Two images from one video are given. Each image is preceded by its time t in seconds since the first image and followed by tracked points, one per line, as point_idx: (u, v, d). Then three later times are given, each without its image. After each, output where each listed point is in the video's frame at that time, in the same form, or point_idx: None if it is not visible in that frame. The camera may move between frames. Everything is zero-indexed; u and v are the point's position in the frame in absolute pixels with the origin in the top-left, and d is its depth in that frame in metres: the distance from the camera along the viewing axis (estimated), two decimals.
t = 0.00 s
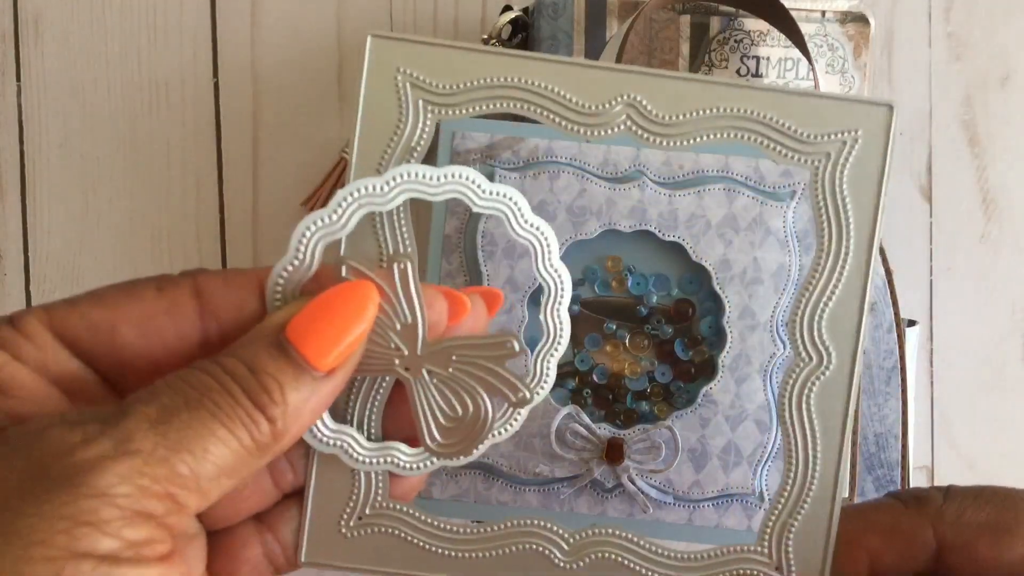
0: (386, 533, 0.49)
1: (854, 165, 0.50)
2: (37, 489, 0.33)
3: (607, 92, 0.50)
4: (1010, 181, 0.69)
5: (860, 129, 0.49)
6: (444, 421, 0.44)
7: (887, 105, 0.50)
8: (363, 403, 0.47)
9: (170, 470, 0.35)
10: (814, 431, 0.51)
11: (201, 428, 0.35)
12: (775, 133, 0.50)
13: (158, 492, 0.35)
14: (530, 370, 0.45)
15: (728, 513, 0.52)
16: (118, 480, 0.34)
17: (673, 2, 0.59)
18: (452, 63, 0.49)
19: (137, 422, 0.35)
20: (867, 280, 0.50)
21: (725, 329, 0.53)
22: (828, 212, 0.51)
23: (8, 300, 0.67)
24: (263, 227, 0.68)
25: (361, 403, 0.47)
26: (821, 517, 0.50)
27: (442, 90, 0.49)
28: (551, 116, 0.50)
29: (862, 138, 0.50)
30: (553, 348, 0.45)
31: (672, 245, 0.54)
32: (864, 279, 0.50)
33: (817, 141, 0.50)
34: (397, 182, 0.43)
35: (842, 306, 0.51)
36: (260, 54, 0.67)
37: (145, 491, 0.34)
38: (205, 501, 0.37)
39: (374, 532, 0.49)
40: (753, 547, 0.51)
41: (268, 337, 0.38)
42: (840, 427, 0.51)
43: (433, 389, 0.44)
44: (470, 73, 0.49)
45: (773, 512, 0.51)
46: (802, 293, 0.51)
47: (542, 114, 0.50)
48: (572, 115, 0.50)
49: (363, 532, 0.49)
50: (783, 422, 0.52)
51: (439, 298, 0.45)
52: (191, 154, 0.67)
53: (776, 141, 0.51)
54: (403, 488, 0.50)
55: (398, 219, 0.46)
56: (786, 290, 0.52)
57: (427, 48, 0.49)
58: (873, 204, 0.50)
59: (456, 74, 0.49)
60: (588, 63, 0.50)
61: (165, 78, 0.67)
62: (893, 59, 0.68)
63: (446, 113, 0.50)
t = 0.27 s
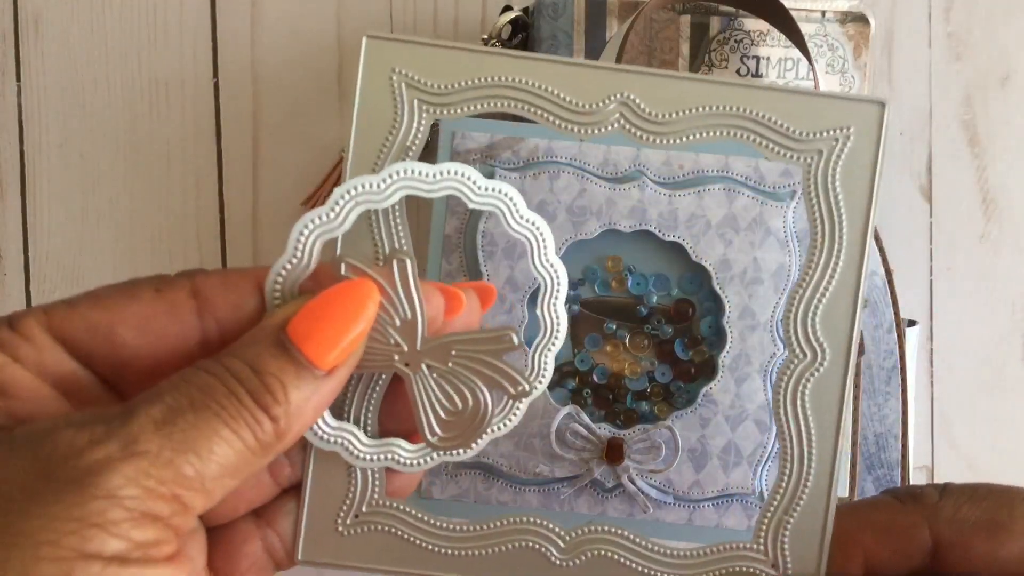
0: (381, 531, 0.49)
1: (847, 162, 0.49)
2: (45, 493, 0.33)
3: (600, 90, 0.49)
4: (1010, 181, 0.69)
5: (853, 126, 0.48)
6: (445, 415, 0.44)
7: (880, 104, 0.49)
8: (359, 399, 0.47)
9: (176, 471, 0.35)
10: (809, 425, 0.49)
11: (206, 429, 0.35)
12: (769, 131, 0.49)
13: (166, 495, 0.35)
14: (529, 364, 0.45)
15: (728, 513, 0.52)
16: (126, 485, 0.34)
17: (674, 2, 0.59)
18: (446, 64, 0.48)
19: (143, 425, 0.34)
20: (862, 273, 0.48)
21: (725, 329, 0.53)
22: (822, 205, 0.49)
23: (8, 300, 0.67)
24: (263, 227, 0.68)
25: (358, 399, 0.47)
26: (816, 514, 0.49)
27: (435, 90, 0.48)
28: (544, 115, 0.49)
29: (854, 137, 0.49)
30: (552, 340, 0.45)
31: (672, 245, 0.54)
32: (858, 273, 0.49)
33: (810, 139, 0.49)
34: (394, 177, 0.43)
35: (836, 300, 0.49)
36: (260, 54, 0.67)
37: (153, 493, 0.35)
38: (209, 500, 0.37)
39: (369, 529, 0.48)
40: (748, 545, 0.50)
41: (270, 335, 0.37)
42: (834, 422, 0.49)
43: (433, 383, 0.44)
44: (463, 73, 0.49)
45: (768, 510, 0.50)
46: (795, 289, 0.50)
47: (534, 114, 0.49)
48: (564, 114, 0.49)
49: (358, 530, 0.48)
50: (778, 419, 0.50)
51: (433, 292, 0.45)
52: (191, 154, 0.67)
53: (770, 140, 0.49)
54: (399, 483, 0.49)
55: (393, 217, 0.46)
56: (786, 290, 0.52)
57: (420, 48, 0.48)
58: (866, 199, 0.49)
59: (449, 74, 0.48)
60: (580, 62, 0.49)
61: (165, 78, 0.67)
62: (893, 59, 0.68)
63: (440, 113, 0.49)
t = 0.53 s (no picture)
0: (376, 528, 0.47)
1: (850, 168, 0.46)
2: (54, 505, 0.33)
3: (604, 89, 0.46)
4: (1010, 181, 0.69)
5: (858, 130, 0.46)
6: (446, 423, 0.44)
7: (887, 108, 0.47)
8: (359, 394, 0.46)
9: (187, 487, 0.35)
10: (808, 431, 0.47)
11: (216, 447, 0.36)
12: (777, 134, 0.47)
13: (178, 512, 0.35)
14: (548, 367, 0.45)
15: (728, 513, 0.52)
16: (141, 503, 0.34)
17: (674, 2, 0.59)
18: (451, 60, 0.46)
19: (157, 441, 0.35)
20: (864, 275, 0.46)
21: (725, 329, 0.53)
22: (825, 211, 0.47)
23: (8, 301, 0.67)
24: (263, 228, 0.68)
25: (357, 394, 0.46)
26: (813, 520, 0.47)
27: (437, 86, 0.46)
28: (548, 114, 0.46)
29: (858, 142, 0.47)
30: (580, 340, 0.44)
31: (672, 245, 0.54)
32: (860, 274, 0.47)
33: (815, 142, 0.46)
34: (399, 180, 0.42)
35: (838, 302, 0.47)
36: (260, 53, 0.67)
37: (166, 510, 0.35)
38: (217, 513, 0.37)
39: (365, 529, 0.47)
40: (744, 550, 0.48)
41: (269, 351, 0.37)
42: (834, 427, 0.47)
43: (436, 395, 0.44)
44: (467, 69, 0.46)
45: (765, 513, 0.47)
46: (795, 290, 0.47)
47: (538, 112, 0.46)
48: (569, 113, 0.46)
49: (354, 529, 0.47)
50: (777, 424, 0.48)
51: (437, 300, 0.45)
52: (191, 155, 0.67)
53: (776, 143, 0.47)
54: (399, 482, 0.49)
55: (396, 220, 0.45)
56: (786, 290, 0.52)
57: (425, 42, 0.46)
58: (870, 203, 0.47)
59: (454, 70, 0.46)
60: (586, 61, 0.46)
61: (165, 78, 0.67)
62: (893, 59, 0.68)
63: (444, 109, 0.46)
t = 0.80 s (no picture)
0: (368, 541, 0.47)
1: (832, 178, 0.46)
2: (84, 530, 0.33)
3: (580, 112, 0.46)
4: (1010, 181, 0.69)
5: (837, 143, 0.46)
6: (426, 444, 0.44)
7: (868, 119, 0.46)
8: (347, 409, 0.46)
9: (200, 510, 0.35)
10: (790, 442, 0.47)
11: (225, 469, 0.35)
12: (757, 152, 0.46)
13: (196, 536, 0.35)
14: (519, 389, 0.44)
15: (728, 512, 0.53)
16: (165, 531, 0.34)
17: (674, 2, 0.59)
18: (428, 86, 0.46)
19: (171, 467, 0.35)
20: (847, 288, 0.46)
21: (725, 329, 0.53)
22: (806, 228, 0.46)
23: (8, 300, 0.67)
24: (262, 228, 0.68)
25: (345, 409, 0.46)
26: (797, 529, 0.47)
27: (413, 112, 0.46)
28: (527, 138, 0.46)
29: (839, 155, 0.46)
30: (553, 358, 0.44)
31: (672, 245, 0.54)
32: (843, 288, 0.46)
33: (795, 156, 0.46)
34: (390, 210, 0.42)
35: (820, 315, 0.46)
36: (260, 54, 0.67)
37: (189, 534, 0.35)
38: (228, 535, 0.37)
39: (358, 540, 0.47)
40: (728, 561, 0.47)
41: (270, 371, 0.37)
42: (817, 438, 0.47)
43: (417, 420, 0.43)
44: (445, 95, 0.46)
45: (750, 525, 0.47)
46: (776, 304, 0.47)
47: (518, 137, 0.46)
48: (548, 136, 0.46)
49: (347, 540, 0.47)
50: (760, 438, 0.48)
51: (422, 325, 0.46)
52: (191, 155, 0.67)
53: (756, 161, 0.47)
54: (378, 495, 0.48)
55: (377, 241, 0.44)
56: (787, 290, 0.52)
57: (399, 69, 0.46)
58: (851, 219, 0.46)
59: (432, 96, 0.46)
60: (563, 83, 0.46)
61: (164, 78, 0.67)
62: (893, 59, 0.68)
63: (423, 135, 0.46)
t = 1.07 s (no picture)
0: (375, 549, 0.48)
1: (825, 167, 0.45)
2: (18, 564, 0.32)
3: (568, 112, 0.46)
4: (1010, 181, 0.69)
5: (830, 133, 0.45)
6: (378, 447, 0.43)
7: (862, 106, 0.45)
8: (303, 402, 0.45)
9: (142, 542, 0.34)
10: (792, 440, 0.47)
11: (172, 497, 0.35)
12: (749, 147, 0.46)
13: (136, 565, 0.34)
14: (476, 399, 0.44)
15: (728, 512, 0.53)
16: (102, 566, 0.33)
17: (674, 2, 0.59)
18: (414, 91, 0.46)
19: (113, 498, 0.34)
20: (846, 283, 0.45)
21: (726, 328, 0.53)
22: (800, 223, 0.46)
23: (8, 300, 0.67)
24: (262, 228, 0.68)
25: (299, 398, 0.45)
26: (802, 528, 0.47)
27: (403, 119, 0.46)
28: (515, 141, 0.46)
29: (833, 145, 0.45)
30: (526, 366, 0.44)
31: (672, 245, 0.54)
32: (842, 283, 0.46)
33: (787, 149, 0.45)
34: (374, 204, 0.38)
35: (820, 312, 0.46)
36: (260, 54, 0.67)
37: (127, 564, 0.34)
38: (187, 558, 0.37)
39: (364, 549, 0.48)
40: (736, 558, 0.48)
41: (224, 391, 0.37)
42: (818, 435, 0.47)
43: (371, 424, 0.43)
44: (432, 99, 0.46)
45: (757, 520, 0.47)
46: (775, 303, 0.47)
47: (507, 139, 0.46)
48: (537, 139, 0.46)
49: (352, 549, 0.48)
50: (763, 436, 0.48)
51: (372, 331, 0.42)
52: (191, 154, 0.67)
53: (747, 154, 0.46)
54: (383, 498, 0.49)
55: (369, 245, 0.46)
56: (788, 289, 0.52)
57: (384, 76, 0.46)
58: (848, 208, 0.45)
59: (419, 102, 0.46)
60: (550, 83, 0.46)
61: (164, 78, 0.67)
62: (892, 59, 0.68)
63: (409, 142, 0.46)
